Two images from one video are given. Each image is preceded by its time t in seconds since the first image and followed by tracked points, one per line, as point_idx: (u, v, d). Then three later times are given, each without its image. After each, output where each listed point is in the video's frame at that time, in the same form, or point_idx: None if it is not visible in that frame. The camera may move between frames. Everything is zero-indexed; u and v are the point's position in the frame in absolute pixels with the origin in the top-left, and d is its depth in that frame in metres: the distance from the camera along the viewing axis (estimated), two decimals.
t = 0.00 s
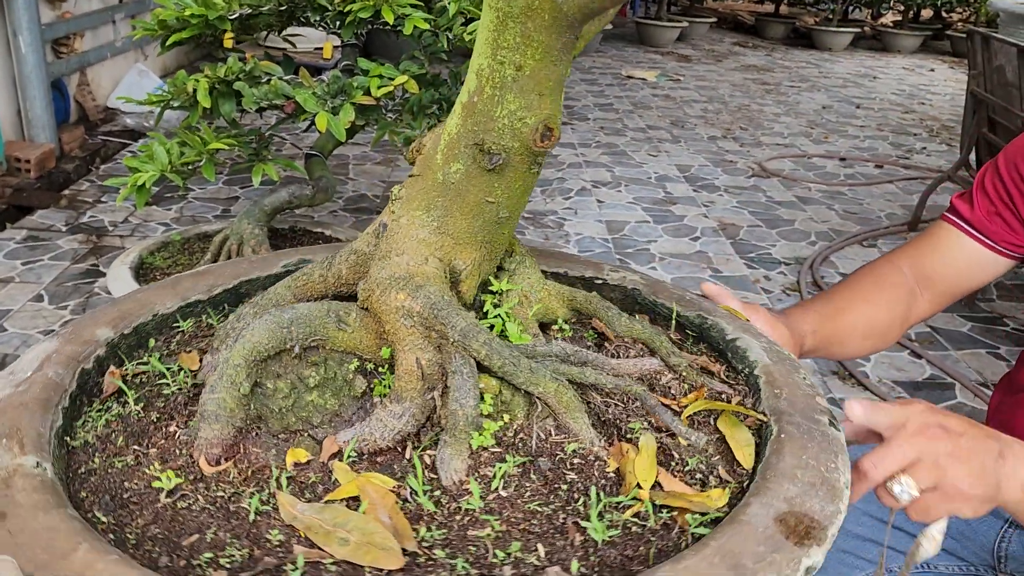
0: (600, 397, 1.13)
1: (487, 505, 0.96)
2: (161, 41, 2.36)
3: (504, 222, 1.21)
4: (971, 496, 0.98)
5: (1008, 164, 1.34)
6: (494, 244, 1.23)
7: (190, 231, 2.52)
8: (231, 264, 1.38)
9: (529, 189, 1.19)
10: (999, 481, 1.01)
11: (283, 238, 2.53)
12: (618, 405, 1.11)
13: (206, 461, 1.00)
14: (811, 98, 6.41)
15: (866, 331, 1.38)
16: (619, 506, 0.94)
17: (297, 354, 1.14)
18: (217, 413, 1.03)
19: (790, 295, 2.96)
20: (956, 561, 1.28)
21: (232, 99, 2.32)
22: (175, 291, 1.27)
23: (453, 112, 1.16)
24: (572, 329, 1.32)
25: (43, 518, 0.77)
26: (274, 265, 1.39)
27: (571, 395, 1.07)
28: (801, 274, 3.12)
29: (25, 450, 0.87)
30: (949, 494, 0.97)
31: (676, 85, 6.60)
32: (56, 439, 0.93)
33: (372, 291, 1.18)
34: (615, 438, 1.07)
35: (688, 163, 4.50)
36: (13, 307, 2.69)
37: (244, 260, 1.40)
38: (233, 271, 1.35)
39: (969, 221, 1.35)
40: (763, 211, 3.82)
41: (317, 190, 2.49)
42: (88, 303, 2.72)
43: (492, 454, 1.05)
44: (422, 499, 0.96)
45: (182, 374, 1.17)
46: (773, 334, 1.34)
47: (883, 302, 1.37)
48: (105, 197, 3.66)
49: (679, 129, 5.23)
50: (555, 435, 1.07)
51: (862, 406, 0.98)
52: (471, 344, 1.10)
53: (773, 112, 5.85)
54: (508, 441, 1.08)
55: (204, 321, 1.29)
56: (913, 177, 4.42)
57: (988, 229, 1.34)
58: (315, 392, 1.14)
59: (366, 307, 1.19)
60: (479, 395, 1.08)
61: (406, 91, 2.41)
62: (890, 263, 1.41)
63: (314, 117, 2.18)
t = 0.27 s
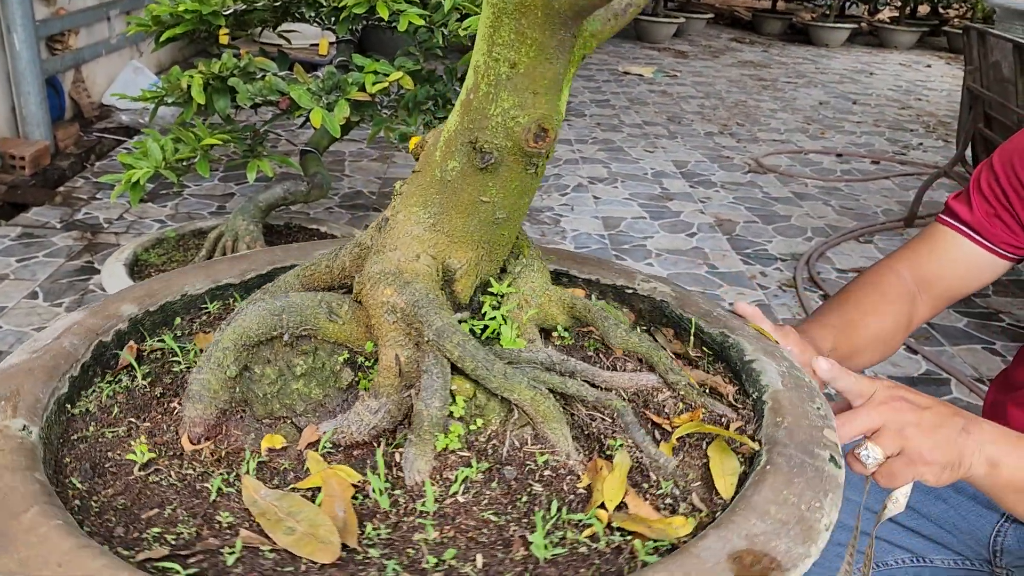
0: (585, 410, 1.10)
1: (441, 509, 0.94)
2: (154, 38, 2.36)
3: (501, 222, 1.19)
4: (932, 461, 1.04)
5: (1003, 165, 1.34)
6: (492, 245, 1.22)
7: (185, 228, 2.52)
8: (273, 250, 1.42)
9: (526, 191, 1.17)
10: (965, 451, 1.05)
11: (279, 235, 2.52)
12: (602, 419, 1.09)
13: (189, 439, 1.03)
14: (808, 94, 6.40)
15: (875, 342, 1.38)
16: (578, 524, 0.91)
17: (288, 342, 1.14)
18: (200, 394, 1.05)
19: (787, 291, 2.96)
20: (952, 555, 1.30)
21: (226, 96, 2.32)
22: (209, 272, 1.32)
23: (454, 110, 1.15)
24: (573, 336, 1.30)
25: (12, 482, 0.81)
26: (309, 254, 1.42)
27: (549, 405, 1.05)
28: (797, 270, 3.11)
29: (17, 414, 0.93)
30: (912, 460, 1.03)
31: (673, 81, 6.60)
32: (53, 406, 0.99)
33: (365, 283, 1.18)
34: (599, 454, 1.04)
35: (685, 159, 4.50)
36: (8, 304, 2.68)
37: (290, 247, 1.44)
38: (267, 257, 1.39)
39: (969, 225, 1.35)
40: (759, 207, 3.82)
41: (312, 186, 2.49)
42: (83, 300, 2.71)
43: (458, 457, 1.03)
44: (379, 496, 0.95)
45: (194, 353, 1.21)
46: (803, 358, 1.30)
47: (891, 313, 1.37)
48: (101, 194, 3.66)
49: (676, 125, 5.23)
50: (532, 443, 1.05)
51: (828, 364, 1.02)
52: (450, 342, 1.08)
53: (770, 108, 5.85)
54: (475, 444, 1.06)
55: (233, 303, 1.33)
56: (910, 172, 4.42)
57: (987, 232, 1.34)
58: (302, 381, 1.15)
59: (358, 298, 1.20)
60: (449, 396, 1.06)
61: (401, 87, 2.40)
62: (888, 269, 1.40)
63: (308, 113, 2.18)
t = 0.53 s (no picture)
0: (564, 424, 1.07)
1: (396, 510, 0.93)
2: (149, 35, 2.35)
3: (496, 226, 1.18)
4: (940, 486, 1.02)
5: (992, 169, 1.35)
6: (489, 248, 1.21)
7: (180, 226, 2.51)
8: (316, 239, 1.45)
9: (521, 196, 1.16)
10: (971, 471, 1.04)
11: (275, 233, 2.52)
12: (581, 434, 1.06)
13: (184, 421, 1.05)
14: (803, 91, 6.41)
15: (871, 338, 1.36)
16: (531, 538, 0.89)
17: (282, 332, 1.16)
18: (193, 375, 1.06)
19: (783, 288, 2.97)
20: (946, 551, 1.30)
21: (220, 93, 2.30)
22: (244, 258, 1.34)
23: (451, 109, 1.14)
24: (573, 346, 1.26)
25: None
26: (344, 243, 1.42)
27: (524, 415, 1.03)
28: (793, 267, 3.11)
29: (23, 380, 0.97)
30: (918, 486, 1.02)
31: (669, 79, 6.60)
32: (63, 376, 1.03)
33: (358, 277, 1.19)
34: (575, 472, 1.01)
35: (681, 157, 4.50)
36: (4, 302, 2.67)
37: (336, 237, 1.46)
38: (302, 246, 1.40)
39: (959, 228, 1.36)
40: (755, 204, 3.82)
41: (308, 184, 2.49)
42: (78, 299, 2.71)
43: (425, 459, 1.02)
44: (340, 492, 0.95)
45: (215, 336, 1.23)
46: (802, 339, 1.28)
47: (887, 306, 1.35)
48: (96, 192, 3.65)
49: (672, 122, 5.23)
50: (504, 452, 1.03)
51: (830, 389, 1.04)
52: (425, 342, 1.07)
53: (767, 105, 5.85)
54: (443, 448, 1.04)
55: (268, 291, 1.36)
56: (905, 170, 4.43)
57: (977, 234, 1.34)
58: (291, 370, 1.16)
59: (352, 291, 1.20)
60: (418, 397, 1.04)
61: (397, 85, 2.40)
62: (882, 270, 1.39)
63: (303, 110, 2.17)
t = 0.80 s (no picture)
0: (537, 433, 1.05)
1: (347, 502, 0.93)
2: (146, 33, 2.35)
3: (491, 226, 1.18)
4: (966, 508, 0.98)
5: (981, 162, 1.35)
6: (486, 249, 1.21)
7: (177, 224, 2.51)
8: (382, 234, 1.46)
9: (516, 197, 1.15)
10: (991, 486, 1.00)
11: (272, 231, 2.52)
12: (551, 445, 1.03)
13: (180, 395, 1.08)
14: (801, 90, 6.42)
15: (842, 324, 1.39)
16: (469, 547, 0.85)
17: (285, 318, 1.18)
18: (193, 352, 1.09)
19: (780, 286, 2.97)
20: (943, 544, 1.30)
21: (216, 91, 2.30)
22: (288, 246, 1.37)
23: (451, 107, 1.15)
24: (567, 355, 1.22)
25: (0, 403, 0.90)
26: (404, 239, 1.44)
27: (492, 419, 1.01)
28: (790, 265, 3.12)
29: (41, 344, 1.03)
30: (943, 507, 0.97)
31: (667, 78, 6.60)
32: (84, 344, 1.08)
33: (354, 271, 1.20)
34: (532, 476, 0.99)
35: (678, 156, 4.50)
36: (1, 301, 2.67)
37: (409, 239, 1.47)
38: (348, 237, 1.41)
39: (948, 223, 1.36)
40: (752, 203, 3.83)
41: (304, 182, 2.49)
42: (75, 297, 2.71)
43: (388, 455, 1.01)
44: (302, 480, 0.96)
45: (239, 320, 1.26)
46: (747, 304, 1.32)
47: (861, 295, 1.38)
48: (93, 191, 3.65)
49: (669, 121, 5.23)
50: (470, 456, 1.02)
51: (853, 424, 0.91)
52: (396, 337, 1.07)
53: (764, 104, 5.85)
54: (409, 446, 1.03)
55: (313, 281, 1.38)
56: (902, 168, 4.43)
57: (966, 229, 1.34)
58: (288, 356, 1.18)
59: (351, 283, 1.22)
60: (385, 392, 1.04)
61: (394, 83, 2.40)
62: (869, 261, 1.40)
63: (299, 108, 2.17)
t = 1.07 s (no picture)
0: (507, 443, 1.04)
1: (306, 492, 0.95)
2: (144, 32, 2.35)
3: (487, 229, 1.17)
4: (938, 461, 0.99)
5: (973, 161, 1.37)
6: (483, 251, 1.20)
7: (175, 223, 2.52)
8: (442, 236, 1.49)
9: (510, 200, 1.14)
10: (966, 447, 1.02)
11: (270, 229, 2.52)
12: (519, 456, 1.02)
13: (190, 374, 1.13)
14: (798, 89, 6.43)
15: (846, 332, 1.37)
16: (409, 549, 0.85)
17: (293, 306, 1.21)
18: (202, 334, 1.13)
19: (777, 285, 2.98)
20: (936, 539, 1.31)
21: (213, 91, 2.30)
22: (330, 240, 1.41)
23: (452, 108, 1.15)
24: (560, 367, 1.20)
25: (17, 366, 0.97)
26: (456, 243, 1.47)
27: (458, 423, 1.01)
28: (787, 264, 3.13)
29: (73, 315, 1.10)
30: (916, 459, 0.98)
31: (664, 77, 6.61)
32: (116, 318, 1.15)
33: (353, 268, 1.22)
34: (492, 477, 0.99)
35: (675, 155, 4.51)
36: None
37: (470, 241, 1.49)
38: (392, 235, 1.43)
39: (942, 220, 1.38)
40: (750, 202, 3.84)
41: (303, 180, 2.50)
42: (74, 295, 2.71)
43: (356, 449, 1.02)
44: (271, 466, 0.98)
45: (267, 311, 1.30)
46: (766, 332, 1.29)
47: (861, 300, 1.37)
48: (91, 190, 3.65)
49: (667, 120, 5.24)
50: (438, 458, 1.02)
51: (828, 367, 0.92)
52: (370, 332, 1.07)
53: (761, 104, 5.87)
54: (379, 442, 1.04)
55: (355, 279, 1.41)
56: (899, 167, 4.44)
57: (961, 226, 1.36)
58: (291, 345, 1.21)
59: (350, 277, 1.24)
60: (357, 387, 1.05)
61: (391, 82, 2.41)
62: (862, 263, 1.40)
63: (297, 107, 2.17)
